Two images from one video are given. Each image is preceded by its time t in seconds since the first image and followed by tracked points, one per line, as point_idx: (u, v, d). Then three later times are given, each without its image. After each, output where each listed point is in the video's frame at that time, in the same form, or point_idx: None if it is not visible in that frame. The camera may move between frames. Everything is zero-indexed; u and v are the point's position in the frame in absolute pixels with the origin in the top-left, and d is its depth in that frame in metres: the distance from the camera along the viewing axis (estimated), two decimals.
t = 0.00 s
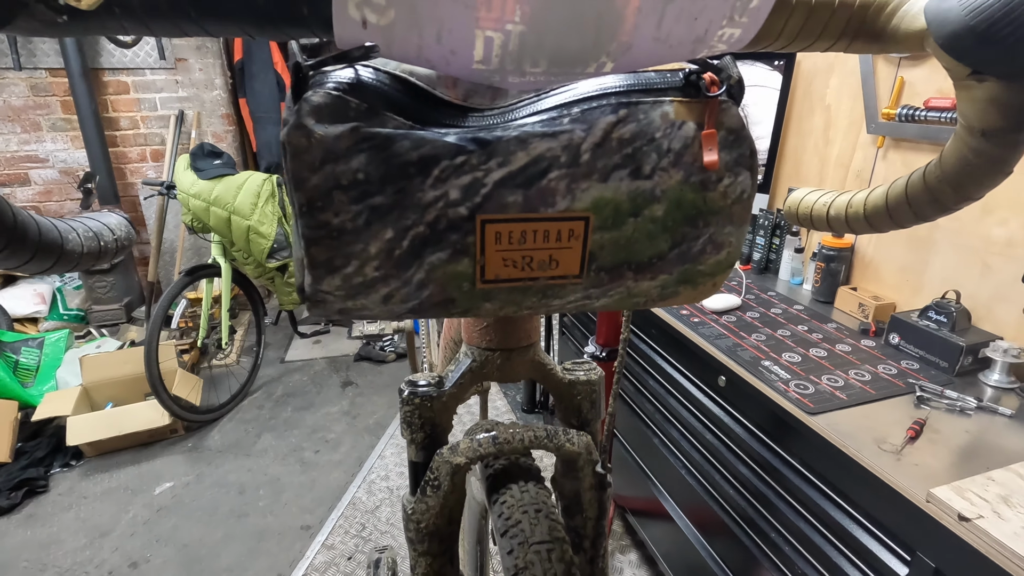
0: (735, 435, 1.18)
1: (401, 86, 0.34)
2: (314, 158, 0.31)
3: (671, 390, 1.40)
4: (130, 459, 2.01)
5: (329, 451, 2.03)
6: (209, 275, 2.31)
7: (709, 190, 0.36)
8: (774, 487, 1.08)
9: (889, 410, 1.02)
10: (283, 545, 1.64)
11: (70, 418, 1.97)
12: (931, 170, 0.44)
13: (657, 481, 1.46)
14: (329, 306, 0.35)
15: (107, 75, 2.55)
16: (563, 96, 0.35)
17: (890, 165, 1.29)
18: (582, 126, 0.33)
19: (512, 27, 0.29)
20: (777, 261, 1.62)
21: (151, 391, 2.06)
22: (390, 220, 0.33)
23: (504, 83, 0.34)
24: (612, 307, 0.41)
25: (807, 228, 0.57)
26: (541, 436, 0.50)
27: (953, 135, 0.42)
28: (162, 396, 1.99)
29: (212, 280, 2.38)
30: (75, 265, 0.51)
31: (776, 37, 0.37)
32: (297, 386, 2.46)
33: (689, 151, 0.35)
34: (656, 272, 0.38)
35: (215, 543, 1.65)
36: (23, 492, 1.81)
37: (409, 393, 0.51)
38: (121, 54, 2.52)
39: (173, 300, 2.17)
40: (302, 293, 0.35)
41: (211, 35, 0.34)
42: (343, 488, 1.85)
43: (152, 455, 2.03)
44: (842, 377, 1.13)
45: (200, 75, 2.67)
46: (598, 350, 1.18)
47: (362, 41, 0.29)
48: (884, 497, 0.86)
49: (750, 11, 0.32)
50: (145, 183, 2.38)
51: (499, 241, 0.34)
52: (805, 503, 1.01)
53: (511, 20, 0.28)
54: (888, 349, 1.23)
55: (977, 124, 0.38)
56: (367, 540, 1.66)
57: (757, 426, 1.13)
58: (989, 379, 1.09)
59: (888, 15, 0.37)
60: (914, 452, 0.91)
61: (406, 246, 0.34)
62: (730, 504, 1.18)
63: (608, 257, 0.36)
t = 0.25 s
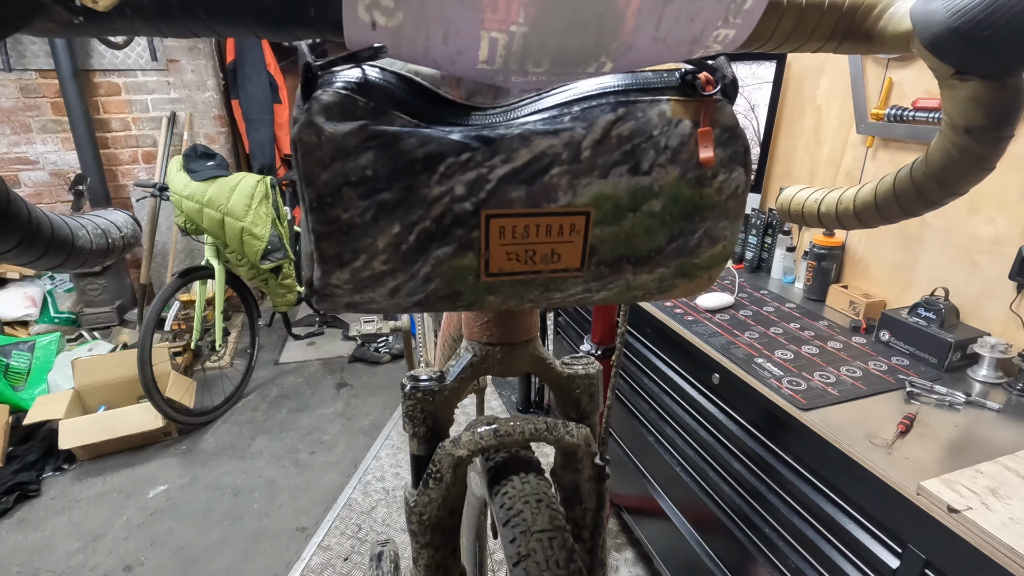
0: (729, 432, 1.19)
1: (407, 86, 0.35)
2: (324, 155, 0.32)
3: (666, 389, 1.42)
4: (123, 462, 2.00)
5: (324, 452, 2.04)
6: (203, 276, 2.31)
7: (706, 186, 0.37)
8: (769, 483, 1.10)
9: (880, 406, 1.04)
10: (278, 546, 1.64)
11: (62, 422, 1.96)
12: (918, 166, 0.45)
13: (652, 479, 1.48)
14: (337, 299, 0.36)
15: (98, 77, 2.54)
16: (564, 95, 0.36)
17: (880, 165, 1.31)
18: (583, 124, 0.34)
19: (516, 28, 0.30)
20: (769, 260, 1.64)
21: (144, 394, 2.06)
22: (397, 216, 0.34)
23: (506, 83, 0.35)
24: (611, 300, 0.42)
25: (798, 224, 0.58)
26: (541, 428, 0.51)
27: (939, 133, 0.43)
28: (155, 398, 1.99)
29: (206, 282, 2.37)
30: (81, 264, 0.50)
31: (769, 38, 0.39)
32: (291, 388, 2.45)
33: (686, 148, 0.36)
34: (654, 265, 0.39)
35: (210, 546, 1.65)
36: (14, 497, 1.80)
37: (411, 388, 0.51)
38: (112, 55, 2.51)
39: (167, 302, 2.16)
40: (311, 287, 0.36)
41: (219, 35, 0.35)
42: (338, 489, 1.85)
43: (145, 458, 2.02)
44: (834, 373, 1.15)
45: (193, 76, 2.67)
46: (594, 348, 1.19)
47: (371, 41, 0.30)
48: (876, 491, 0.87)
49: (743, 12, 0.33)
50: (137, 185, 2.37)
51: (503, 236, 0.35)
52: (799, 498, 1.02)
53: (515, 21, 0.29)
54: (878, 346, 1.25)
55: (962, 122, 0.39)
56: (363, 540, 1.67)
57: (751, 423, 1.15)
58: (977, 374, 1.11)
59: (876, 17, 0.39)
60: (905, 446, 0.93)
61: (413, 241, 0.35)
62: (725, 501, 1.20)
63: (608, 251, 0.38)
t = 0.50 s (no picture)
0: (724, 431, 1.20)
1: (410, 87, 0.36)
2: (331, 154, 0.33)
3: (661, 388, 1.43)
4: (117, 467, 1.99)
5: (320, 455, 2.04)
6: (198, 279, 2.30)
7: (699, 184, 0.38)
8: (763, 481, 1.11)
9: (872, 403, 1.06)
10: (274, 550, 1.64)
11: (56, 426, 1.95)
12: (904, 165, 0.47)
13: (648, 479, 1.49)
14: (341, 295, 0.37)
15: (91, 80, 2.52)
16: (561, 96, 0.37)
17: (870, 166, 1.33)
18: (580, 124, 0.35)
19: (516, 33, 0.30)
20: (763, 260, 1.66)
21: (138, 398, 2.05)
22: (400, 213, 0.35)
23: (506, 84, 0.35)
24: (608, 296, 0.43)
25: (789, 223, 0.59)
26: (539, 423, 0.51)
27: (924, 133, 0.44)
28: (150, 402, 1.98)
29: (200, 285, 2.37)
30: (73, 259, 0.48)
31: (759, 40, 0.40)
32: (286, 391, 2.45)
33: (680, 148, 0.37)
34: (649, 261, 0.40)
35: (206, 549, 1.65)
36: (7, 502, 1.79)
37: (411, 384, 0.52)
38: (105, 58, 2.50)
39: (161, 306, 2.15)
40: (316, 283, 0.37)
41: (226, 38, 0.36)
42: (334, 492, 1.85)
43: (140, 462, 2.02)
44: (827, 371, 1.16)
45: (186, 79, 2.67)
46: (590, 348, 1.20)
47: (376, 45, 0.31)
48: (868, 486, 0.89)
49: (734, 20, 0.34)
50: (131, 188, 2.36)
51: (504, 232, 0.36)
52: (792, 495, 1.04)
53: (515, 25, 0.30)
54: (870, 344, 1.27)
55: (945, 122, 0.40)
56: (359, 543, 1.67)
57: (745, 422, 1.16)
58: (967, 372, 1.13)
59: (862, 20, 0.40)
60: (896, 443, 0.94)
61: (416, 238, 0.36)
62: (720, 499, 1.21)
63: (605, 247, 0.39)
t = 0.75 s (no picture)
0: (721, 432, 1.21)
1: (415, 93, 0.36)
2: (339, 159, 0.34)
3: (659, 389, 1.44)
4: (114, 471, 1.99)
5: (317, 458, 2.03)
6: (195, 282, 2.30)
7: (700, 187, 0.39)
8: (760, 481, 1.12)
9: (869, 403, 1.06)
10: (272, 553, 1.64)
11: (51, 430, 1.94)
12: (899, 168, 0.47)
13: (646, 480, 1.50)
14: (348, 298, 0.37)
15: (87, 82, 2.51)
16: (564, 102, 0.37)
17: (865, 168, 1.34)
18: (584, 129, 0.36)
19: (522, 41, 0.31)
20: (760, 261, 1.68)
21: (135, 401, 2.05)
22: (407, 217, 0.35)
23: (511, 89, 0.36)
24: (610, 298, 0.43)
25: (787, 225, 0.60)
26: (542, 424, 0.52)
27: (918, 136, 0.45)
28: (147, 406, 1.98)
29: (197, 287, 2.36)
30: (78, 261, 0.48)
31: (759, 46, 0.41)
32: (283, 394, 2.45)
33: (681, 152, 0.38)
34: (651, 263, 0.40)
35: (203, 553, 1.64)
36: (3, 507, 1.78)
37: (414, 385, 0.53)
38: (101, 61, 2.49)
39: (157, 309, 2.14)
40: (323, 286, 0.38)
41: (234, 44, 0.36)
42: (332, 495, 1.85)
43: (136, 466, 2.01)
44: (824, 372, 1.17)
45: (183, 81, 2.67)
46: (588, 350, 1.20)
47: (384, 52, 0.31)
48: (865, 485, 0.90)
49: (735, 28, 0.33)
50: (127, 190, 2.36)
51: (509, 235, 0.37)
52: (790, 495, 1.05)
53: (521, 34, 0.30)
54: (867, 345, 1.28)
55: (940, 125, 0.41)
56: (357, 546, 1.67)
57: (742, 422, 1.17)
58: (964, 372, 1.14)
59: (860, 26, 0.41)
60: (893, 442, 0.95)
61: (423, 241, 0.36)
62: (718, 500, 1.22)
63: (608, 249, 0.39)
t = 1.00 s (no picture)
0: (712, 428, 1.23)
1: (394, 90, 0.38)
2: (320, 151, 0.36)
3: (651, 387, 1.46)
4: (110, 471, 2.00)
5: (314, 458, 2.05)
6: (191, 283, 2.29)
7: (662, 179, 0.41)
8: (749, 476, 1.14)
9: (853, 398, 1.09)
10: (268, 551, 1.66)
11: (48, 430, 1.95)
12: (858, 163, 0.50)
13: (639, 477, 1.52)
14: (331, 283, 0.40)
15: (84, 84, 2.54)
16: (535, 98, 0.40)
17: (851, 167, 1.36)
18: (552, 124, 0.38)
19: (488, 41, 0.33)
20: (750, 260, 1.71)
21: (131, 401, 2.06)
22: (385, 206, 0.37)
23: (482, 87, 0.38)
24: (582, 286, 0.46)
25: (758, 219, 0.62)
26: (521, 409, 0.54)
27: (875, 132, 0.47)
28: (144, 406, 1.99)
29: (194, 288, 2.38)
30: (73, 251, 0.50)
31: (723, 46, 0.43)
32: (280, 395, 2.47)
33: (644, 146, 0.40)
34: (618, 251, 0.43)
35: (199, 552, 1.66)
36: None
37: (399, 373, 0.55)
38: (98, 63, 2.52)
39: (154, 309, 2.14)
40: (306, 272, 0.40)
41: (221, 44, 0.39)
42: (328, 494, 1.87)
43: (133, 466, 2.03)
44: (811, 368, 1.19)
45: (179, 84, 2.69)
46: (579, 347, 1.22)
47: (361, 52, 0.34)
48: (849, 477, 0.91)
49: (686, 27, 0.36)
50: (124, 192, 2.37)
51: (481, 224, 0.39)
52: (778, 489, 1.07)
53: (488, 34, 0.33)
54: (854, 341, 1.30)
55: (892, 122, 0.43)
56: (352, 544, 1.68)
57: (732, 418, 1.19)
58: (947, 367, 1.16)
59: (818, 27, 0.43)
60: (877, 436, 0.97)
61: (400, 229, 0.38)
62: (710, 496, 1.24)
63: (577, 238, 0.41)
